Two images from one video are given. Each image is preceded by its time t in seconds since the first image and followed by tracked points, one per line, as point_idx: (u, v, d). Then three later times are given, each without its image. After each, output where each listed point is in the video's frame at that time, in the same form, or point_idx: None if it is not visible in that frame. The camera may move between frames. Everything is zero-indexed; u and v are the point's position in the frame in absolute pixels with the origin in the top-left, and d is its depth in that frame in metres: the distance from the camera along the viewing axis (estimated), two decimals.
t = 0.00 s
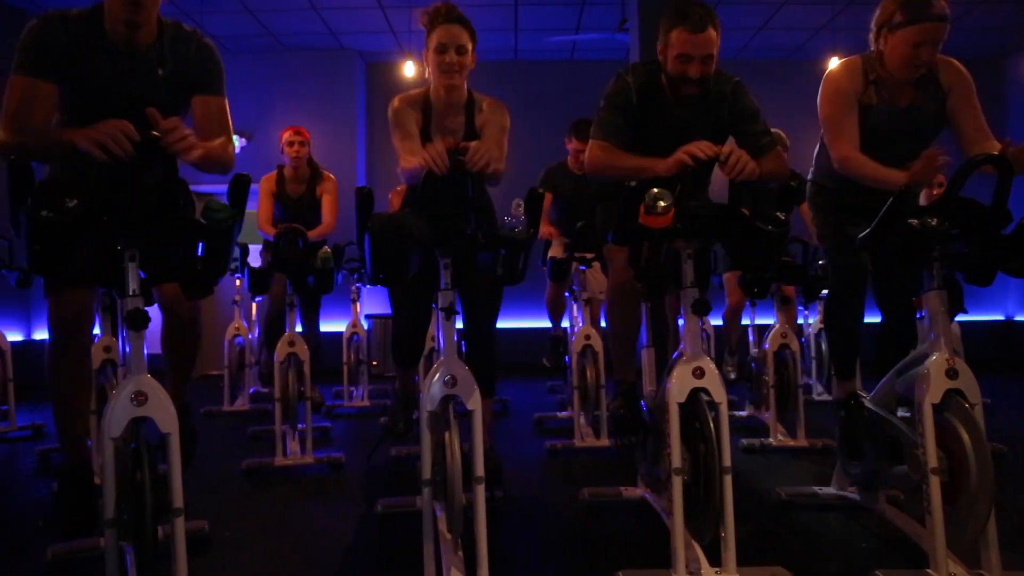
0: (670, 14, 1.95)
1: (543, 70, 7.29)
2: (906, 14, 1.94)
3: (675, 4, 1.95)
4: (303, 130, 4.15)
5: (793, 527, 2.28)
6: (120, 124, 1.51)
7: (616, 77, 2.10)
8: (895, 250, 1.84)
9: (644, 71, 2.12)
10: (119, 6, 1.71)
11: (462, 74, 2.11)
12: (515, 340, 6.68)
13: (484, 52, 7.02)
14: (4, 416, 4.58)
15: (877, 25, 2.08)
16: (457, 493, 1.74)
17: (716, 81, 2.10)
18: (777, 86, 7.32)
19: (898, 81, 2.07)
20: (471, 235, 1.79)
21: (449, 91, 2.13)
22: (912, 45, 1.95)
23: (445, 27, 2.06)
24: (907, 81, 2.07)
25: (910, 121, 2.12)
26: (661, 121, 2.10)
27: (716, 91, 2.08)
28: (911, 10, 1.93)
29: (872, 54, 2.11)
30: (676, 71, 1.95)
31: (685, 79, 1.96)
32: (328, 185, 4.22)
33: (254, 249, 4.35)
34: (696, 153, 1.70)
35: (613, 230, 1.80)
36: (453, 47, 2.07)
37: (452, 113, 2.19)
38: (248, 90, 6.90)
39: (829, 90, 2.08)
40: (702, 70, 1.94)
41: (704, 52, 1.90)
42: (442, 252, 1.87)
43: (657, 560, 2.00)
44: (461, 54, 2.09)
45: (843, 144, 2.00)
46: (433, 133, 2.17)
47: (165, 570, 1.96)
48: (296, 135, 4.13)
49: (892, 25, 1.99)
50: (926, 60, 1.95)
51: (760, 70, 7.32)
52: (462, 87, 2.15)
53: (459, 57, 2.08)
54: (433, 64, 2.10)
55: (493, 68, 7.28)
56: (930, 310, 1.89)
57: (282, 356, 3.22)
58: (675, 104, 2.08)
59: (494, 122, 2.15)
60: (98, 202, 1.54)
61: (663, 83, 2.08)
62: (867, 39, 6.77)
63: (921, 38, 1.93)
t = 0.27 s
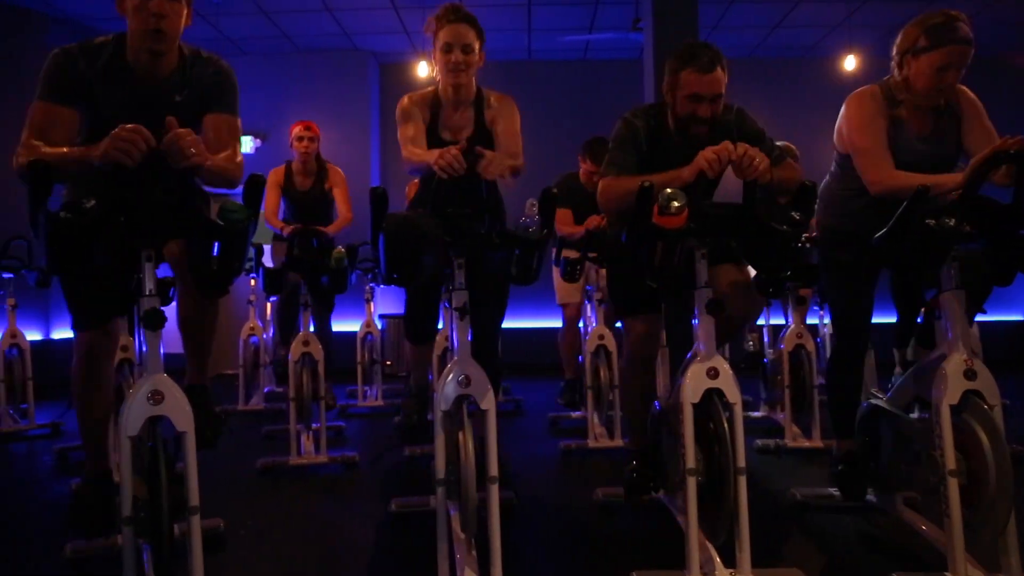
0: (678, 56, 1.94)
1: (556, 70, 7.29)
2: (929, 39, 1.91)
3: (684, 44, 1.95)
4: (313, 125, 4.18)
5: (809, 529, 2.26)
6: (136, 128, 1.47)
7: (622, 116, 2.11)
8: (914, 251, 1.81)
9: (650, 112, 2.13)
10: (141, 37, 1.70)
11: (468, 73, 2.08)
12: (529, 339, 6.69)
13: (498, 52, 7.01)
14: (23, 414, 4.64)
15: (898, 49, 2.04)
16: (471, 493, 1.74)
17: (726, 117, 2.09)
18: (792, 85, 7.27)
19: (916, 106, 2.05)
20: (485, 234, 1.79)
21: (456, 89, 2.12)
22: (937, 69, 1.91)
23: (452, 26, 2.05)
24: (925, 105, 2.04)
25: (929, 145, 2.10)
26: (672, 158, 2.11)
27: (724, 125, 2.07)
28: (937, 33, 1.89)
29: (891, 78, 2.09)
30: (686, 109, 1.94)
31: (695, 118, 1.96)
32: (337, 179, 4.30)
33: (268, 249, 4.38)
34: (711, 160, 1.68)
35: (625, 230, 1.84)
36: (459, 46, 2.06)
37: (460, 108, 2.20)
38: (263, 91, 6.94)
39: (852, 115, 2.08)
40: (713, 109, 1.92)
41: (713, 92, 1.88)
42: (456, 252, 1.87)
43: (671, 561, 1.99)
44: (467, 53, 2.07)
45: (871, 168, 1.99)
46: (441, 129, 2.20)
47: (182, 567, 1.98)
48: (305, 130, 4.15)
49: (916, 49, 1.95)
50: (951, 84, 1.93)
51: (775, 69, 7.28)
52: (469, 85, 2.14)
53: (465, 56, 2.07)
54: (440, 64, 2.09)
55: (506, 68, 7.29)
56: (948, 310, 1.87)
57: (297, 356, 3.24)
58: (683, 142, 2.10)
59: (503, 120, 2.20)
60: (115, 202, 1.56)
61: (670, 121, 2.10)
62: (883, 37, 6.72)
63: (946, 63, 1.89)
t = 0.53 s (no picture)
0: None
1: (568, 70, 7.28)
2: (958, 14, 1.91)
3: None
4: (320, 139, 4.18)
5: (823, 530, 2.25)
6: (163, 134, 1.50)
7: (637, 70, 2.11)
8: (930, 251, 1.80)
9: (665, 58, 2.13)
10: (163, 60, 1.76)
11: (477, 91, 2.14)
12: (540, 339, 6.68)
13: (509, 52, 7.01)
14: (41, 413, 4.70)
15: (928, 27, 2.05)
16: (483, 492, 1.74)
17: (741, 65, 2.09)
18: (805, 83, 7.23)
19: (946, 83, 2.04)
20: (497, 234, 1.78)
21: (465, 106, 2.16)
22: (966, 45, 1.92)
23: (462, 43, 2.11)
24: (954, 81, 2.04)
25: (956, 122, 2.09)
26: (689, 102, 2.09)
27: (740, 74, 2.07)
28: (965, 9, 1.90)
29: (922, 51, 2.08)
30: (703, 45, 1.94)
31: (709, 55, 1.95)
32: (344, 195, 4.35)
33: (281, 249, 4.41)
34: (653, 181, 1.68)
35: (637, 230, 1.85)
36: (470, 60, 2.11)
37: (466, 128, 2.23)
38: (276, 91, 6.98)
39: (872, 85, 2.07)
40: (729, 40, 1.93)
41: (730, 21, 1.90)
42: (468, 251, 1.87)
43: (684, 562, 1.99)
44: (477, 67, 2.13)
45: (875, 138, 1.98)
46: (447, 150, 2.22)
47: (196, 565, 2.00)
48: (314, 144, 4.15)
49: (944, 26, 1.96)
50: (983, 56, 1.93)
51: (788, 68, 7.24)
52: (476, 104, 2.18)
53: (476, 71, 2.12)
54: (451, 81, 2.13)
55: (518, 68, 7.29)
56: (964, 310, 1.85)
57: (309, 356, 3.25)
58: (699, 83, 2.08)
59: (514, 143, 2.30)
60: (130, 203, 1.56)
61: (685, 63, 2.09)
62: (898, 35, 6.66)
63: (976, 38, 1.90)
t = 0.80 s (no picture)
0: None
1: (579, 69, 7.26)
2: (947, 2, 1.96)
3: None
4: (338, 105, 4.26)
5: (836, 531, 2.23)
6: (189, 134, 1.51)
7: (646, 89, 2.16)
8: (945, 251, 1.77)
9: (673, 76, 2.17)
10: None
11: (493, 44, 2.13)
12: (552, 339, 6.67)
13: (520, 51, 7.00)
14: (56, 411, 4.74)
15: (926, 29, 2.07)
16: (494, 492, 1.74)
17: (746, 75, 2.10)
18: (818, 82, 7.18)
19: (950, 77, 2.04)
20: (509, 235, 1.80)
21: (482, 59, 2.14)
22: (962, 26, 1.93)
23: None
24: (961, 74, 2.03)
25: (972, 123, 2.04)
26: (692, 115, 2.10)
27: (742, 81, 2.09)
28: None
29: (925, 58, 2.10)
30: (701, 49, 1.95)
31: (709, 58, 1.95)
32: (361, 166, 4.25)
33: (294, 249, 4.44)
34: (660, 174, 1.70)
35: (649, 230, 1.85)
36: (487, 15, 2.11)
37: (483, 80, 2.20)
38: (288, 92, 7.01)
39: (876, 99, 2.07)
40: (728, 42, 1.93)
41: (728, 22, 1.89)
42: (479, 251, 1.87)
43: (696, 563, 1.98)
44: (493, 22, 2.12)
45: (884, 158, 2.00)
46: (463, 98, 2.19)
47: (210, 563, 2.01)
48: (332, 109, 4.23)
49: (938, 18, 1.99)
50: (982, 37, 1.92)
51: (801, 66, 7.19)
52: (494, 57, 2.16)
53: (492, 24, 2.12)
54: (467, 34, 2.14)
55: (528, 68, 7.28)
56: (980, 309, 1.83)
57: (321, 355, 3.26)
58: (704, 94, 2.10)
59: (531, 102, 2.26)
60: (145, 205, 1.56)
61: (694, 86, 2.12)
62: (912, 33, 6.61)
63: (971, 16, 1.91)
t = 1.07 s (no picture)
0: None
1: (590, 69, 7.25)
2: None
3: None
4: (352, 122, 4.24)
5: (849, 533, 2.22)
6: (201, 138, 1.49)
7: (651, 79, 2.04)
8: (960, 251, 1.76)
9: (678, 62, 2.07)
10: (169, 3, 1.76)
11: (507, 71, 2.14)
12: (563, 339, 6.67)
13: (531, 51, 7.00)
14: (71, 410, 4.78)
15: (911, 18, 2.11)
16: (506, 492, 1.74)
17: (755, 65, 2.03)
18: (831, 81, 7.14)
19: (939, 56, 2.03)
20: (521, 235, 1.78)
21: (496, 87, 2.15)
22: None
23: (492, 29, 2.11)
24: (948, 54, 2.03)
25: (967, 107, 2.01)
26: (702, 107, 2.01)
27: (752, 69, 2.02)
28: None
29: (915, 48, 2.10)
30: (712, 36, 1.89)
31: (720, 46, 1.88)
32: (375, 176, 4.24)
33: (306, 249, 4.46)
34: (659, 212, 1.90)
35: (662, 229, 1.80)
36: (500, 44, 2.11)
37: (497, 106, 2.19)
38: (300, 92, 7.04)
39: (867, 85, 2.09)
40: (739, 29, 1.87)
41: (739, 9, 1.84)
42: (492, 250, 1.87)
43: (708, 564, 1.97)
44: (507, 51, 2.13)
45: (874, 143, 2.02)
46: (478, 127, 2.18)
47: (223, 561, 2.03)
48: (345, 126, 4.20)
49: None
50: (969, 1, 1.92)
51: (814, 65, 7.15)
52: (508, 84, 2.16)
53: (506, 54, 2.12)
54: (481, 64, 2.15)
55: (539, 67, 7.28)
56: (996, 309, 1.82)
57: (333, 355, 3.27)
58: (711, 82, 2.01)
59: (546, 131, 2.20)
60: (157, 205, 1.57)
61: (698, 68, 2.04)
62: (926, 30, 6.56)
63: None
